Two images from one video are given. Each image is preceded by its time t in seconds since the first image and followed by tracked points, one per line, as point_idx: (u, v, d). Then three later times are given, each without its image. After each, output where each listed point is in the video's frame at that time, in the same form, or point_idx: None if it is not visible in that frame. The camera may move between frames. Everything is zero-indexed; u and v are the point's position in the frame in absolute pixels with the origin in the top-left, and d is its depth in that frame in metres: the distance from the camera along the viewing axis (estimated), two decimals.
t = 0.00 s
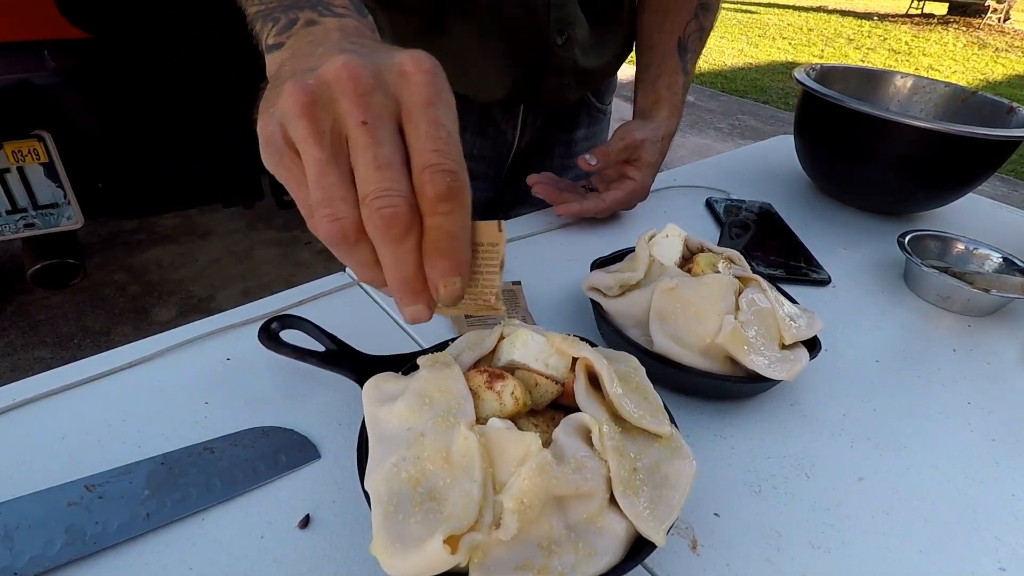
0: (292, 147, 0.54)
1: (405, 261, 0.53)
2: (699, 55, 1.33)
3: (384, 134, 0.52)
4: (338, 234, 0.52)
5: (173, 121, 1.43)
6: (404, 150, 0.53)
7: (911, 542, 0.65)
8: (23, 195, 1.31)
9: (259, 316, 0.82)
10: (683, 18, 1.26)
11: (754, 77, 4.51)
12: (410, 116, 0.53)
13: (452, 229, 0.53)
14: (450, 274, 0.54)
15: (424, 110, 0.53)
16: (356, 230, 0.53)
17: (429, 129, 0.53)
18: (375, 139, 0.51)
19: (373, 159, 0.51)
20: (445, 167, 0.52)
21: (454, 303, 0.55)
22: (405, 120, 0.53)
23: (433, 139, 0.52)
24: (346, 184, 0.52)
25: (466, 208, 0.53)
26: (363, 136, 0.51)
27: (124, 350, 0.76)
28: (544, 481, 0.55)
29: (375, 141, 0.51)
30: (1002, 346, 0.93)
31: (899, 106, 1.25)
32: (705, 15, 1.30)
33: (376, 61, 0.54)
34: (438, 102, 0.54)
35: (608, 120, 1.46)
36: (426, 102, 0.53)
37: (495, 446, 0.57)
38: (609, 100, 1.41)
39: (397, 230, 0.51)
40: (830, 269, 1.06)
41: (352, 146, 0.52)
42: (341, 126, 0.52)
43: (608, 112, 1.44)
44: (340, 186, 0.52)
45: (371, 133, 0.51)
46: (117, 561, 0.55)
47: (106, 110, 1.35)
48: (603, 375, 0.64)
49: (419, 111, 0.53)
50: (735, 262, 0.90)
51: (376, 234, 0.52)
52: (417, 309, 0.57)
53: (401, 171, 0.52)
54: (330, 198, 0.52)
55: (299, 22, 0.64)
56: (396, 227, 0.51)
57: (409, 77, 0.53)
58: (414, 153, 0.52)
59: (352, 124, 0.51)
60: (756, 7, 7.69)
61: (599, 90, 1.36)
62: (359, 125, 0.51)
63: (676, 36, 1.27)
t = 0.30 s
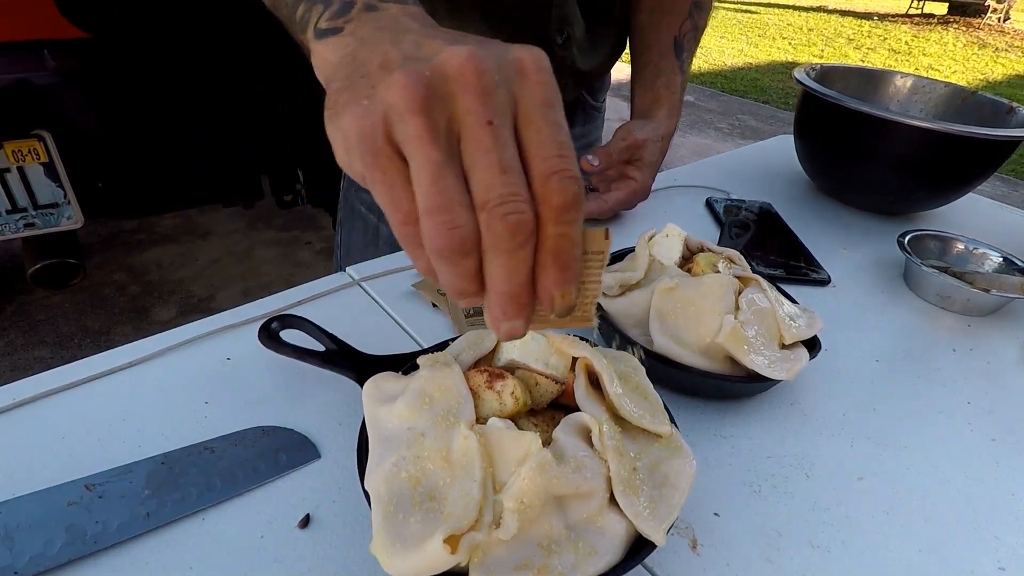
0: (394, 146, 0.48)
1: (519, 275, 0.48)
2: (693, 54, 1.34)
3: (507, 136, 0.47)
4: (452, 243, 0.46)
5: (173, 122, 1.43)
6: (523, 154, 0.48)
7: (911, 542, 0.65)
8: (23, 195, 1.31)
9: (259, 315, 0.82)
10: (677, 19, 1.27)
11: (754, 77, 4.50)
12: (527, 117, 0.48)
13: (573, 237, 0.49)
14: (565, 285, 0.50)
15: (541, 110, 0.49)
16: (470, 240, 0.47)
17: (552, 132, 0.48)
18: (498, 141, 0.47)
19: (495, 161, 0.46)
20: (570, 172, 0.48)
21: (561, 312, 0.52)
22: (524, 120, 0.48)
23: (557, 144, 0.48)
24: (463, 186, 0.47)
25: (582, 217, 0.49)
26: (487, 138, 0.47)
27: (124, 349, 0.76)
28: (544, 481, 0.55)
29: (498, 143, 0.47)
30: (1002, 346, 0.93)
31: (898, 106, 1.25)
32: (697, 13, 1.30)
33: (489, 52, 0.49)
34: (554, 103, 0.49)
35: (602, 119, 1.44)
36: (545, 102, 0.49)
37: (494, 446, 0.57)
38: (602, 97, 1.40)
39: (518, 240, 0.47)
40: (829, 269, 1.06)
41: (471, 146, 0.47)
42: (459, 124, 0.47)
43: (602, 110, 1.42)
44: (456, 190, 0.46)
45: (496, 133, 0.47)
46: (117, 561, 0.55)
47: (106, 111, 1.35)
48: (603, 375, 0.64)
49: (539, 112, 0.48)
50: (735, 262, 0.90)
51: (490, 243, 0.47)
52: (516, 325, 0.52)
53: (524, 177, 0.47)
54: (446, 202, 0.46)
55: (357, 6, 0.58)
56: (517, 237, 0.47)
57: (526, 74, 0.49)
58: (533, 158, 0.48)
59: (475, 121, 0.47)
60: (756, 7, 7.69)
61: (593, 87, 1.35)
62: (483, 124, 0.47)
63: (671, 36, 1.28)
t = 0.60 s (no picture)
0: (408, 149, 0.49)
1: (517, 277, 0.52)
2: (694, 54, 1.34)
3: (519, 148, 0.49)
4: (459, 248, 0.49)
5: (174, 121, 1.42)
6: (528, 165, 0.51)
7: (911, 542, 0.65)
8: (23, 194, 1.31)
9: (259, 315, 0.82)
10: (676, 20, 1.27)
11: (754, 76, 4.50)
12: (537, 131, 0.50)
13: (568, 245, 0.53)
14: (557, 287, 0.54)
15: (551, 125, 0.50)
16: (475, 246, 0.49)
17: (558, 145, 0.51)
18: (511, 153, 0.49)
19: (507, 173, 0.49)
20: (572, 185, 0.51)
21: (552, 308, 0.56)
22: (534, 132, 0.50)
23: (561, 157, 0.51)
24: (472, 194, 0.49)
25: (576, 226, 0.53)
26: (501, 151, 0.48)
27: (123, 349, 0.75)
28: (544, 481, 0.55)
29: (511, 156, 0.49)
30: (1002, 346, 0.93)
31: (899, 106, 1.25)
32: (697, 13, 1.30)
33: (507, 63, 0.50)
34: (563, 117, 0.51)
35: (599, 118, 1.44)
36: (555, 119, 0.50)
37: (495, 445, 0.57)
38: (599, 96, 1.40)
39: (520, 247, 0.50)
40: (830, 269, 1.06)
41: (485, 156, 0.49)
42: (473, 133, 0.48)
43: (599, 109, 1.42)
44: (467, 199, 0.48)
45: (510, 146, 0.49)
46: (117, 561, 0.55)
47: (106, 110, 1.35)
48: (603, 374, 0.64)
49: (550, 125, 0.50)
50: (735, 261, 0.90)
51: (495, 249, 0.50)
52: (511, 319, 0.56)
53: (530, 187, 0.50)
54: (456, 210, 0.48)
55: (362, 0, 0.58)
56: (520, 245, 0.50)
57: (541, 90, 0.50)
58: (538, 170, 0.51)
59: (490, 133, 0.48)
60: (756, 6, 7.69)
61: (592, 86, 1.35)
62: (497, 136, 0.48)
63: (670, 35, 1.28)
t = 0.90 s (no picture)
0: (396, 200, 0.43)
1: (518, 347, 0.45)
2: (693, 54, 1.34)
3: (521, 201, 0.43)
4: (451, 314, 0.42)
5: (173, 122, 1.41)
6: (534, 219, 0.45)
7: (910, 542, 0.65)
8: (23, 195, 1.32)
9: (259, 316, 0.82)
10: (675, 15, 1.27)
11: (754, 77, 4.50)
12: (542, 181, 0.44)
13: (580, 310, 0.46)
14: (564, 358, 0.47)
15: (560, 173, 0.44)
16: (470, 313, 0.43)
17: (565, 198, 0.45)
18: (511, 208, 0.43)
19: (506, 231, 0.43)
20: (583, 243, 0.45)
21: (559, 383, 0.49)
22: (539, 183, 0.44)
23: (571, 210, 0.45)
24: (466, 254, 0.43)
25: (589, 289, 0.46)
26: (498, 205, 0.43)
27: (123, 350, 0.76)
28: (544, 481, 0.55)
29: (510, 211, 0.43)
30: (1002, 346, 0.93)
31: (898, 106, 1.25)
32: (695, 12, 1.30)
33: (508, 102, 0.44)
34: (575, 162, 0.45)
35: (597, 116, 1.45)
36: (564, 163, 0.44)
37: (495, 446, 0.58)
38: (598, 96, 1.41)
39: (521, 313, 0.44)
40: (830, 269, 1.06)
41: (481, 212, 0.43)
42: (468, 185, 0.43)
43: (597, 108, 1.43)
44: (460, 260, 0.42)
45: (510, 198, 0.43)
46: (116, 561, 0.55)
47: (106, 110, 1.35)
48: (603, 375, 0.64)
49: (556, 174, 0.44)
50: (734, 262, 0.90)
51: (491, 316, 0.44)
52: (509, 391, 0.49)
53: (534, 246, 0.44)
54: (449, 273, 0.42)
55: (359, 23, 0.51)
56: (520, 311, 0.44)
57: (548, 133, 0.43)
58: (545, 226, 0.44)
59: (487, 187, 0.43)
60: (756, 7, 7.69)
61: (589, 86, 1.36)
62: (495, 190, 0.43)
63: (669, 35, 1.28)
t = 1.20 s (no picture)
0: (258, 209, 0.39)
1: (396, 372, 0.40)
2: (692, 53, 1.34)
3: (395, 213, 0.38)
4: (316, 332, 0.38)
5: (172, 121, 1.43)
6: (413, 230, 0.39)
7: (911, 543, 0.65)
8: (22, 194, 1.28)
9: (259, 315, 0.82)
10: (672, 18, 1.26)
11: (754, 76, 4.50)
12: (423, 192, 0.39)
13: (469, 335, 0.40)
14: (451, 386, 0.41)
15: (444, 185, 0.39)
16: (339, 333, 0.39)
17: (450, 211, 0.39)
18: (382, 221, 0.38)
19: (375, 246, 0.38)
20: (466, 262, 0.39)
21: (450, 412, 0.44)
22: (418, 194, 0.39)
23: (456, 224, 0.39)
24: (333, 270, 0.38)
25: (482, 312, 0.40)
26: (366, 218, 0.38)
27: (123, 349, 0.76)
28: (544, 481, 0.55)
29: (380, 222, 0.38)
30: (1002, 346, 0.93)
31: (898, 106, 1.25)
32: (695, 11, 1.29)
33: (385, 107, 0.40)
34: (464, 173, 0.40)
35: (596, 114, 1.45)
36: (449, 174, 0.39)
37: (495, 446, 0.58)
38: (597, 95, 1.40)
39: (396, 337, 0.38)
40: (830, 269, 1.06)
41: (349, 225, 0.38)
42: (333, 194, 0.38)
43: (595, 107, 1.43)
44: (325, 276, 0.38)
45: (380, 211, 0.38)
46: (116, 561, 0.55)
47: (105, 110, 1.36)
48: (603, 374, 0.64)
49: (440, 184, 0.39)
50: (734, 261, 0.90)
51: (362, 338, 0.38)
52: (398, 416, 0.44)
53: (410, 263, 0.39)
54: (312, 290, 0.38)
55: (264, 16, 0.50)
56: (394, 335, 0.38)
57: (429, 141, 0.39)
58: (427, 242, 0.39)
59: (353, 198, 0.38)
60: (756, 6, 7.69)
61: (587, 85, 1.36)
62: (362, 201, 0.38)
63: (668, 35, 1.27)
